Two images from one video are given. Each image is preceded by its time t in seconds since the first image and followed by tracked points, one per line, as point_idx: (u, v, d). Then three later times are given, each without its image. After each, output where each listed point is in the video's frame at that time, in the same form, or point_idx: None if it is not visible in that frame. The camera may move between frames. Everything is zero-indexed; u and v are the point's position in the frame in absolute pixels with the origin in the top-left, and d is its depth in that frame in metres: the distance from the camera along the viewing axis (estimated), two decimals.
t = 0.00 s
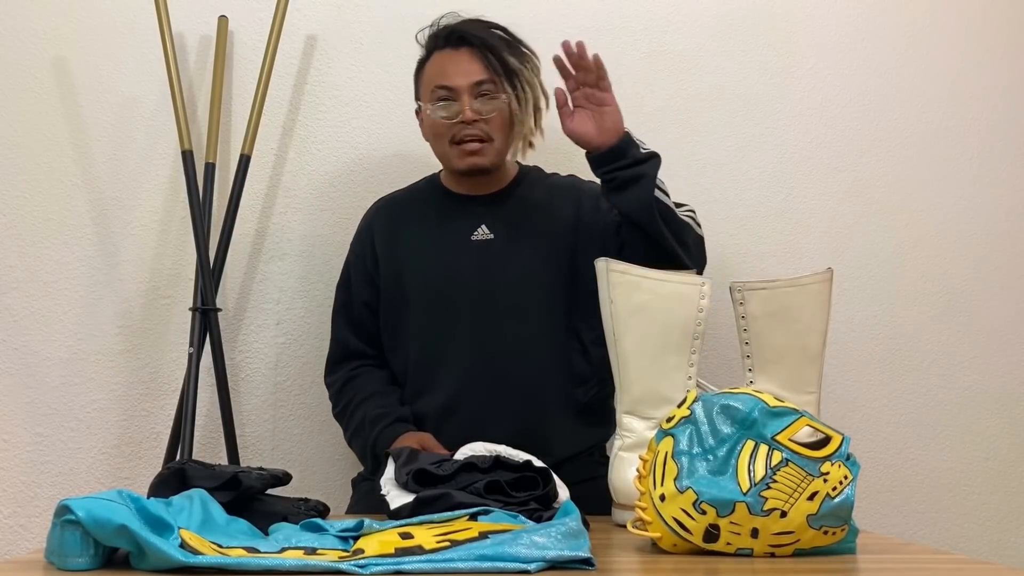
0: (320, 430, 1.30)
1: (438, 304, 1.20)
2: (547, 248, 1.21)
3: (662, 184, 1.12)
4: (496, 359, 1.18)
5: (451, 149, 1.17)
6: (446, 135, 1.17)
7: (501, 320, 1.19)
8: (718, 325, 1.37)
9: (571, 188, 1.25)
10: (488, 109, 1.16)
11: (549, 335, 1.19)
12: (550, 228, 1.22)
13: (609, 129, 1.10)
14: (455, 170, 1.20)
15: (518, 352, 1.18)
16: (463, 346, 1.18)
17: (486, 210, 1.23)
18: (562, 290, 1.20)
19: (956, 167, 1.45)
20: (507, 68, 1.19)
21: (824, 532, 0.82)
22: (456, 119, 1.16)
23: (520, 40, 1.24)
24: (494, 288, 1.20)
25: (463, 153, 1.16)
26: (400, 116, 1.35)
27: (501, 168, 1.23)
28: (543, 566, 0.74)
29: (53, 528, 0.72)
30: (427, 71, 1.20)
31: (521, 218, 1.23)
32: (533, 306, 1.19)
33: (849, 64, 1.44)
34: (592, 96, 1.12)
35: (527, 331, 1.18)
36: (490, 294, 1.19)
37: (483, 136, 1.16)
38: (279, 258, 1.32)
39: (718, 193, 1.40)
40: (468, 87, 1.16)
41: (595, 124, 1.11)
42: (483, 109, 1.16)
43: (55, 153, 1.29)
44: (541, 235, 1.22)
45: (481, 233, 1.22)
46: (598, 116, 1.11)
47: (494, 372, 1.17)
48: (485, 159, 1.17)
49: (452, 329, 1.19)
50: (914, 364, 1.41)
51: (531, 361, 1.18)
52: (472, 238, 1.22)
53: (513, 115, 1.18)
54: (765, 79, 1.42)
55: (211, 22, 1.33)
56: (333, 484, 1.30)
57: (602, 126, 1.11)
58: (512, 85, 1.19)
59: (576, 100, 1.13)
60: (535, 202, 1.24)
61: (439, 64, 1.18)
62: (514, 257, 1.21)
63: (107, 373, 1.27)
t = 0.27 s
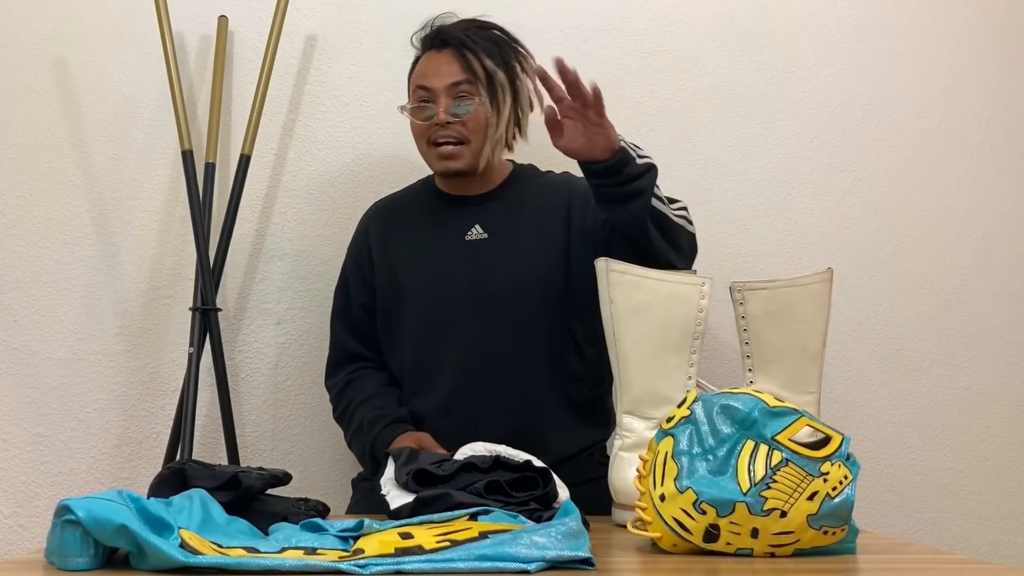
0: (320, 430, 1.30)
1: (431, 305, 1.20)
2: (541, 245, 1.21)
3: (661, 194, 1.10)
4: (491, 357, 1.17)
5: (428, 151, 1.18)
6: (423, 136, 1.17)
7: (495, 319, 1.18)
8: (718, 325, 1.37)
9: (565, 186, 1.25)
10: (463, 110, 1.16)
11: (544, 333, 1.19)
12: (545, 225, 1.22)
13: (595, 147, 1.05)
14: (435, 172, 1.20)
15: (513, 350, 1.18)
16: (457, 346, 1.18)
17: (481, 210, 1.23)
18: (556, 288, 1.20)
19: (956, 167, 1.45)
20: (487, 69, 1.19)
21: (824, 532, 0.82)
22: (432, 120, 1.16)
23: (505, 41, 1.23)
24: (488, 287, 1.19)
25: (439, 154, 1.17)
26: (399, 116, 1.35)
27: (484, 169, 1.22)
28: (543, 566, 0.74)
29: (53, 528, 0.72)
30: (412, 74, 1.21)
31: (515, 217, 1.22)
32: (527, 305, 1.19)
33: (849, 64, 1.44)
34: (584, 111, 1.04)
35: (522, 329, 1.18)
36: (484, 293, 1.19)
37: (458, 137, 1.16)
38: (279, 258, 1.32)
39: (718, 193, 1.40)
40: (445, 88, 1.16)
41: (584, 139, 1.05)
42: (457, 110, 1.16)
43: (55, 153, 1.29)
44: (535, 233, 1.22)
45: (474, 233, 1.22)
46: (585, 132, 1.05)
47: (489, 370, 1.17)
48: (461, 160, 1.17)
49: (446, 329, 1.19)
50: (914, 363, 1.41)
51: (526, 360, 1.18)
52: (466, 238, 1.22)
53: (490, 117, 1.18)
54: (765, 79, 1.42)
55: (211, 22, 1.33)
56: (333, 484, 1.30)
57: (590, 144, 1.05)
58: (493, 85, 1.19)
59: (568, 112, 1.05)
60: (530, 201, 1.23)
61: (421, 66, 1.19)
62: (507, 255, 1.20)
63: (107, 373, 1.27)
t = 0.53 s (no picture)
0: (320, 430, 1.30)
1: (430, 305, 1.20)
2: (540, 245, 1.21)
3: (655, 203, 1.09)
4: (490, 356, 1.17)
5: (424, 152, 1.18)
6: (419, 138, 1.18)
7: (492, 318, 1.18)
8: (718, 325, 1.37)
9: (563, 187, 1.25)
10: (459, 111, 1.17)
11: (541, 332, 1.19)
12: (543, 225, 1.22)
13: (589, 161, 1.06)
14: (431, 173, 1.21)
15: (510, 349, 1.18)
16: (455, 346, 1.18)
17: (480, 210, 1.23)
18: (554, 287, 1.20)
19: (956, 167, 1.45)
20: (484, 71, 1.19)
21: (824, 532, 0.82)
22: (428, 122, 1.17)
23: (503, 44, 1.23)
24: (484, 286, 1.19)
25: (434, 155, 1.17)
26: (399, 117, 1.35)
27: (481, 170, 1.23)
28: (543, 566, 0.74)
29: (53, 528, 0.72)
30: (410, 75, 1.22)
31: (512, 217, 1.23)
32: (525, 304, 1.19)
33: (849, 64, 1.44)
34: (572, 129, 1.04)
35: (520, 329, 1.18)
36: (483, 293, 1.19)
37: (454, 138, 1.17)
38: (279, 259, 1.32)
39: (718, 193, 1.40)
40: (441, 90, 1.17)
41: (577, 156, 1.06)
42: (453, 112, 1.16)
43: (55, 153, 1.29)
44: (533, 232, 1.22)
45: (474, 233, 1.22)
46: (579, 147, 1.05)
47: (486, 369, 1.17)
48: (457, 160, 1.18)
49: (444, 328, 1.19)
50: (914, 363, 1.41)
51: (522, 360, 1.18)
52: (465, 238, 1.22)
53: (486, 117, 1.18)
54: (765, 79, 1.42)
55: (211, 22, 1.33)
56: (333, 484, 1.30)
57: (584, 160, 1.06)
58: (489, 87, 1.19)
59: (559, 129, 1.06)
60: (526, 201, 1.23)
61: (417, 69, 1.20)
62: (506, 255, 1.21)
63: (107, 373, 1.27)
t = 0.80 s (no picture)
0: (320, 430, 1.30)
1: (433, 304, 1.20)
2: (542, 247, 1.21)
3: (660, 207, 1.10)
4: (491, 357, 1.17)
5: (453, 146, 1.19)
6: (449, 133, 1.19)
7: (494, 318, 1.18)
8: (718, 325, 1.37)
9: (567, 191, 1.25)
10: (493, 108, 1.18)
11: (542, 333, 1.18)
12: (547, 227, 1.22)
13: (594, 165, 1.06)
14: (456, 168, 1.21)
15: (511, 350, 1.17)
16: (457, 346, 1.18)
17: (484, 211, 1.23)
18: (556, 289, 1.20)
19: (956, 167, 1.45)
20: (515, 71, 1.20)
21: (824, 532, 0.82)
22: (462, 116, 1.17)
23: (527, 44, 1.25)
24: (487, 286, 1.19)
25: (465, 151, 1.18)
26: (399, 116, 1.35)
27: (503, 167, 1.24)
28: (543, 566, 0.74)
29: (53, 528, 0.72)
30: (436, 67, 1.22)
31: (516, 218, 1.23)
32: (527, 305, 1.18)
33: (849, 64, 1.44)
34: (576, 135, 1.04)
35: (521, 330, 1.18)
36: (486, 293, 1.19)
37: (486, 135, 1.18)
38: (279, 259, 1.32)
39: (718, 193, 1.40)
40: (475, 86, 1.18)
41: (583, 162, 1.06)
42: (488, 109, 1.17)
43: (55, 153, 1.29)
44: (536, 234, 1.22)
45: (477, 233, 1.22)
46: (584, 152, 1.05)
47: (486, 369, 1.17)
48: (488, 158, 1.19)
49: (447, 329, 1.19)
50: (913, 363, 1.41)
51: (523, 361, 1.17)
52: (468, 238, 1.22)
53: (517, 116, 1.20)
54: (765, 79, 1.42)
55: (211, 22, 1.33)
56: (333, 484, 1.30)
57: (590, 166, 1.06)
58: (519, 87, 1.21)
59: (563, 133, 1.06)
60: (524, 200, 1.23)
61: (445, 63, 1.20)
62: (509, 256, 1.21)
63: (107, 373, 1.27)
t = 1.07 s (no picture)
0: (320, 430, 1.30)
1: (442, 300, 1.20)
2: (552, 251, 1.22)
3: (663, 218, 1.12)
4: (495, 355, 1.17)
5: (479, 142, 1.18)
6: (475, 128, 1.18)
7: (501, 318, 1.19)
8: (717, 325, 1.37)
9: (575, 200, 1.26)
10: (522, 110, 1.17)
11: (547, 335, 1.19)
12: (556, 232, 1.23)
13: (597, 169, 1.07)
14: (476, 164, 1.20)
15: (516, 351, 1.18)
16: (465, 344, 1.18)
17: (492, 211, 1.24)
18: (564, 293, 1.21)
19: (956, 167, 1.45)
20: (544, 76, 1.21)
21: (824, 532, 0.82)
22: (493, 113, 1.17)
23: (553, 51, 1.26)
24: (493, 284, 1.20)
25: (492, 148, 1.18)
26: (399, 116, 1.35)
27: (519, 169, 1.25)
28: (543, 566, 0.74)
29: (53, 528, 0.72)
30: (467, 60, 1.21)
31: (526, 221, 1.23)
32: (535, 307, 1.19)
33: (848, 64, 1.44)
34: (581, 144, 1.05)
35: (528, 331, 1.18)
36: (494, 291, 1.20)
37: (512, 136, 1.18)
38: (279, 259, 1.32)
39: (717, 193, 1.40)
40: (509, 84, 1.17)
41: (587, 170, 1.07)
42: (519, 110, 1.17)
43: (55, 153, 1.29)
44: (544, 237, 1.23)
45: (487, 232, 1.22)
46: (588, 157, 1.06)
47: (491, 368, 1.17)
48: (510, 159, 1.19)
49: (454, 325, 1.19)
50: (913, 363, 1.41)
51: (527, 362, 1.18)
52: (478, 237, 1.22)
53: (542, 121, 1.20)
54: (765, 79, 1.42)
55: (211, 22, 1.33)
56: (332, 484, 1.30)
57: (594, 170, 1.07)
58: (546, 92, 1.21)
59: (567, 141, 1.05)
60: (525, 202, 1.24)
61: (477, 58, 1.20)
62: (518, 256, 1.21)
63: (107, 373, 1.27)
